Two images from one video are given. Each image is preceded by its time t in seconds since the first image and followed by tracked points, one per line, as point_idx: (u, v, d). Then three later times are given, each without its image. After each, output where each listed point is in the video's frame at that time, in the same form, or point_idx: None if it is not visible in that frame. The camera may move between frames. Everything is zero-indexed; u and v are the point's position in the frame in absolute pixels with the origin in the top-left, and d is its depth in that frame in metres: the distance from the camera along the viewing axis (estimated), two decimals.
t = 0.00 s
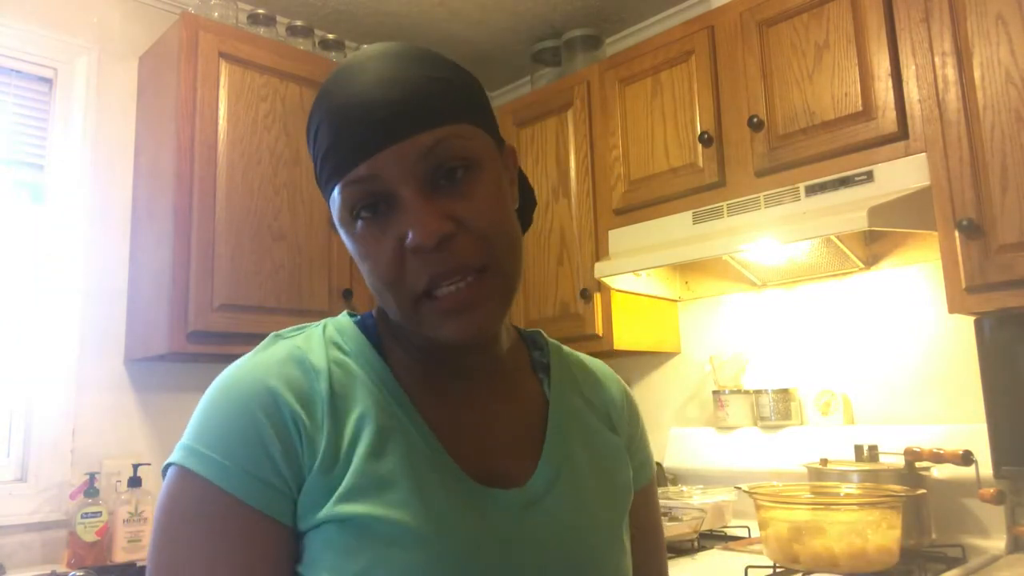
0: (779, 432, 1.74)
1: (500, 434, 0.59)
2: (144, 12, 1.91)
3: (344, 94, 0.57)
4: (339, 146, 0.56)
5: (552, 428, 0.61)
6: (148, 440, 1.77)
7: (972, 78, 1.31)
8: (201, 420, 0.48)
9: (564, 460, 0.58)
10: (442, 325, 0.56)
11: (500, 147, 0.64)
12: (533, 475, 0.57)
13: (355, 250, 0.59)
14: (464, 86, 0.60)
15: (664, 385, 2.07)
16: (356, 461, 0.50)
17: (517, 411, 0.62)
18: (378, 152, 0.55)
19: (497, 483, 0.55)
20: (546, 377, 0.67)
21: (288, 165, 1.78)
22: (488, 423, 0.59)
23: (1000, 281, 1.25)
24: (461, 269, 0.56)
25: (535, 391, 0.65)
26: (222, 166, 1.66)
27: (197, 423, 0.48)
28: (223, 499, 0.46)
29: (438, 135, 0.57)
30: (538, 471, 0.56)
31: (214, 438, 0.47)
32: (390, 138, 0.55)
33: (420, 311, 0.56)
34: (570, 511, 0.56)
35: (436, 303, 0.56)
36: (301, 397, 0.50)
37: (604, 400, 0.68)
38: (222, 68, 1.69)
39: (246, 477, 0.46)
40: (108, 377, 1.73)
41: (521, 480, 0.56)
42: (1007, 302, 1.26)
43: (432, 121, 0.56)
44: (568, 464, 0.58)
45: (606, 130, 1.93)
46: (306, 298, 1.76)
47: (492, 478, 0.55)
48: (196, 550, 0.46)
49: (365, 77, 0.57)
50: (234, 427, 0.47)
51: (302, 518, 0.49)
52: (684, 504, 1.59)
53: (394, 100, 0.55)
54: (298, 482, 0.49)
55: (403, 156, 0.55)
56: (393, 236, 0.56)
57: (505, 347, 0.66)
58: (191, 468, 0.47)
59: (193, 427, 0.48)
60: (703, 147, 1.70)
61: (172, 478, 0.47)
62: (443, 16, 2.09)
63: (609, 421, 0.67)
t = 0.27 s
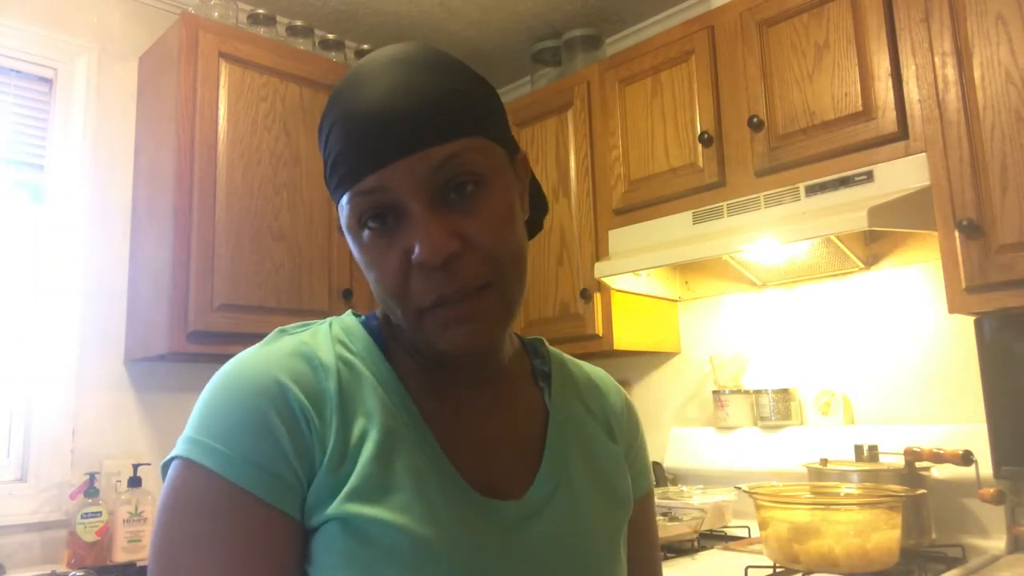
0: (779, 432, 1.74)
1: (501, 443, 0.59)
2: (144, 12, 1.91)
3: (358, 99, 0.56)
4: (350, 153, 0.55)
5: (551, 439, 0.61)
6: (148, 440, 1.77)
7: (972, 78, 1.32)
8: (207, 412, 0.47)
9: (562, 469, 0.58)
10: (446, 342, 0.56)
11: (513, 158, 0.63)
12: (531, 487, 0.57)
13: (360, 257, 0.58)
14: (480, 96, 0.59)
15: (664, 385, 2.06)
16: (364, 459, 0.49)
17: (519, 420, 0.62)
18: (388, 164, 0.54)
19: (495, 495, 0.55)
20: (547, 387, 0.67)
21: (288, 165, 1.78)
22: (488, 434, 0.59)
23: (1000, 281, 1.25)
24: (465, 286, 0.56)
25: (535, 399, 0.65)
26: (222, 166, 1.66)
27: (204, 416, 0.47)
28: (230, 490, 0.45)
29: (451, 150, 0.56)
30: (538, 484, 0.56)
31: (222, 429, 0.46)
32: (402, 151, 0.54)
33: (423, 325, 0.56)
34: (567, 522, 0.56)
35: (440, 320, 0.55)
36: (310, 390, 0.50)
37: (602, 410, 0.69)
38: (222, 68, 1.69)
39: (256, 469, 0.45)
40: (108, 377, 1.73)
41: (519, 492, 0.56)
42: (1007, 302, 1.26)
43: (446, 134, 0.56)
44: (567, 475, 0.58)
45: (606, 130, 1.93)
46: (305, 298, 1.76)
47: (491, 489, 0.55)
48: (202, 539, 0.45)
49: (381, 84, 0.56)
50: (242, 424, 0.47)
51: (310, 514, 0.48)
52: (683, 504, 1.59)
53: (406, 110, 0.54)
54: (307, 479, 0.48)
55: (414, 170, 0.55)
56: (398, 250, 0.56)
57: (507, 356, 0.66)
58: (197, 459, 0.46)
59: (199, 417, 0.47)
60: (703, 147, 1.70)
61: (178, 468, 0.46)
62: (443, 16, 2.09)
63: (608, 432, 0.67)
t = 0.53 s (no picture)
0: (780, 432, 1.74)
1: (500, 446, 0.59)
2: (144, 12, 1.91)
3: (363, 94, 0.56)
4: (355, 150, 0.55)
5: (549, 443, 0.61)
6: (148, 440, 1.77)
7: (972, 77, 1.31)
8: (208, 403, 0.47)
9: (560, 472, 0.58)
10: (446, 343, 0.55)
11: (519, 161, 0.63)
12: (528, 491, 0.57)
13: (360, 255, 0.58)
14: (486, 97, 0.59)
15: (664, 385, 2.06)
16: (368, 455, 0.49)
17: (516, 422, 0.62)
18: (391, 161, 0.54)
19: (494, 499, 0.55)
20: (545, 392, 0.67)
21: (288, 165, 1.78)
22: (488, 435, 0.59)
23: (1000, 281, 1.25)
24: (466, 288, 0.56)
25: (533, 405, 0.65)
26: (222, 166, 1.66)
27: (206, 406, 0.47)
28: (232, 483, 0.45)
29: (455, 151, 0.56)
30: (536, 489, 0.56)
31: (223, 419, 0.46)
32: (405, 149, 0.54)
33: (422, 324, 0.56)
34: (565, 524, 0.56)
35: (440, 320, 0.55)
36: (313, 384, 0.50)
37: (600, 414, 0.69)
38: (222, 68, 1.69)
39: (259, 461, 0.45)
40: (107, 377, 1.73)
41: (518, 497, 0.56)
42: (1007, 302, 1.25)
43: (451, 136, 0.56)
44: (565, 479, 0.58)
45: (606, 131, 1.93)
46: (305, 298, 1.76)
47: (490, 491, 0.55)
48: (203, 531, 0.44)
49: (389, 82, 0.56)
50: (244, 412, 0.46)
51: (314, 510, 0.48)
52: (684, 505, 1.59)
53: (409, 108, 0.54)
54: (311, 473, 0.48)
55: (418, 169, 0.55)
56: (400, 249, 0.55)
57: (505, 360, 0.66)
58: (196, 451, 0.45)
59: (198, 408, 0.47)
60: (703, 147, 1.70)
61: (177, 460, 0.46)
62: (443, 16, 2.09)
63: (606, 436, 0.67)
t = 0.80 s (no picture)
0: (780, 432, 1.74)
1: (496, 447, 0.59)
2: (144, 11, 1.91)
3: (373, 89, 0.54)
4: (364, 144, 0.53)
5: (545, 442, 0.61)
6: (148, 440, 1.77)
7: (972, 77, 1.31)
8: (199, 404, 0.47)
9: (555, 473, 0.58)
10: (448, 347, 0.54)
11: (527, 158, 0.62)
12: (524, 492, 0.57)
13: (360, 253, 0.56)
14: (492, 93, 0.57)
15: (664, 385, 2.06)
16: (362, 456, 0.49)
17: (513, 422, 0.62)
18: (400, 158, 0.53)
19: (489, 501, 0.55)
20: (540, 390, 0.67)
21: (288, 165, 1.78)
22: (485, 435, 0.58)
23: (1000, 281, 1.25)
24: (471, 292, 0.54)
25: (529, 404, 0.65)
26: (222, 166, 1.66)
27: (197, 406, 0.47)
28: (223, 484, 0.45)
29: (468, 152, 0.54)
30: (531, 489, 0.56)
31: (214, 420, 0.46)
32: (415, 147, 0.53)
33: (424, 327, 0.54)
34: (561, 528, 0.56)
35: (440, 324, 0.54)
36: (305, 384, 0.49)
37: (595, 413, 0.69)
38: (222, 68, 1.69)
39: (250, 461, 0.45)
40: (108, 377, 1.73)
41: (513, 497, 0.56)
42: (1007, 302, 1.25)
43: (446, 134, 0.53)
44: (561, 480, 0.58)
45: (606, 131, 1.93)
46: (305, 298, 1.76)
47: (485, 492, 0.55)
48: (196, 533, 0.44)
49: (400, 76, 0.54)
50: (235, 415, 0.46)
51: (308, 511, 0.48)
52: (684, 505, 1.59)
53: (423, 106, 0.53)
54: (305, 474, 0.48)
55: (429, 168, 0.53)
56: (403, 249, 0.54)
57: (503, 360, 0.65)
58: (186, 451, 0.45)
59: (188, 409, 0.47)
60: (703, 147, 1.70)
61: (167, 461, 0.46)
62: (443, 16, 2.09)
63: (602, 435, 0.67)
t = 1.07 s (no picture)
0: (780, 432, 1.74)
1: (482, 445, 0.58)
2: (144, 11, 1.91)
3: (427, 77, 0.51)
4: (413, 137, 0.50)
5: (527, 439, 0.60)
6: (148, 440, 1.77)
7: (972, 78, 1.31)
8: (175, 414, 0.46)
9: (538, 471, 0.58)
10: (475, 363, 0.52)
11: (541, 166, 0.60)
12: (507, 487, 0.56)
13: (380, 246, 0.52)
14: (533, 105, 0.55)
15: (664, 385, 2.06)
16: (342, 460, 0.48)
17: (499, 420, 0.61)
18: (456, 161, 0.50)
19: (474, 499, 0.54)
20: (523, 382, 0.66)
21: (288, 165, 1.78)
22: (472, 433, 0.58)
23: (1000, 281, 1.25)
24: (503, 308, 0.52)
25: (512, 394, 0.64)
26: (222, 166, 1.66)
27: (172, 416, 0.46)
28: (198, 494, 0.44)
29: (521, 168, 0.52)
30: (516, 487, 0.56)
31: (188, 431, 0.45)
32: (472, 155, 0.50)
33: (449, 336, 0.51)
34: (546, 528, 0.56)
35: (468, 336, 0.51)
36: (283, 390, 0.49)
37: (581, 408, 0.68)
38: (222, 68, 1.69)
39: (226, 471, 0.45)
40: (108, 377, 1.73)
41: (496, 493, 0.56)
42: (1007, 302, 1.25)
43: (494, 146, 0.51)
44: (545, 478, 0.58)
45: (606, 130, 1.93)
46: (305, 298, 1.76)
47: (470, 490, 0.55)
48: (174, 547, 0.44)
49: (452, 77, 0.51)
50: (211, 424, 0.45)
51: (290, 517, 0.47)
52: (684, 505, 1.59)
53: (479, 112, 0.51)
54: (284, 481, 0.47)
55: (484, 177, 0.50)
56: (437, 259, 0.50)
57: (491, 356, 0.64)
58: (160, 462, 0.45)
59: (163, 420, 0.47)
60: (703, 147, 1.70)
61: (143, 474, 0.45)
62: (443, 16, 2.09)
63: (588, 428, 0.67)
